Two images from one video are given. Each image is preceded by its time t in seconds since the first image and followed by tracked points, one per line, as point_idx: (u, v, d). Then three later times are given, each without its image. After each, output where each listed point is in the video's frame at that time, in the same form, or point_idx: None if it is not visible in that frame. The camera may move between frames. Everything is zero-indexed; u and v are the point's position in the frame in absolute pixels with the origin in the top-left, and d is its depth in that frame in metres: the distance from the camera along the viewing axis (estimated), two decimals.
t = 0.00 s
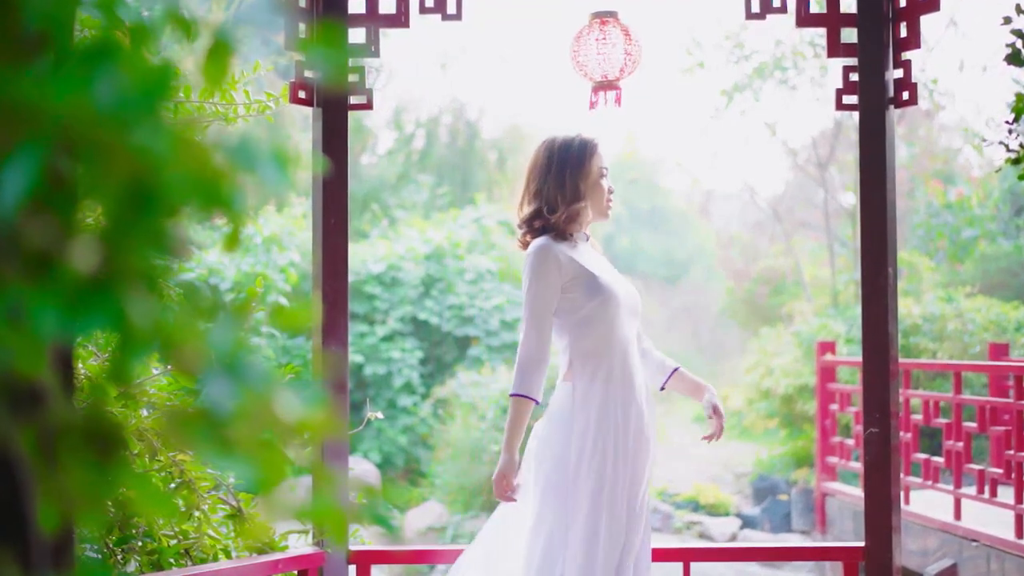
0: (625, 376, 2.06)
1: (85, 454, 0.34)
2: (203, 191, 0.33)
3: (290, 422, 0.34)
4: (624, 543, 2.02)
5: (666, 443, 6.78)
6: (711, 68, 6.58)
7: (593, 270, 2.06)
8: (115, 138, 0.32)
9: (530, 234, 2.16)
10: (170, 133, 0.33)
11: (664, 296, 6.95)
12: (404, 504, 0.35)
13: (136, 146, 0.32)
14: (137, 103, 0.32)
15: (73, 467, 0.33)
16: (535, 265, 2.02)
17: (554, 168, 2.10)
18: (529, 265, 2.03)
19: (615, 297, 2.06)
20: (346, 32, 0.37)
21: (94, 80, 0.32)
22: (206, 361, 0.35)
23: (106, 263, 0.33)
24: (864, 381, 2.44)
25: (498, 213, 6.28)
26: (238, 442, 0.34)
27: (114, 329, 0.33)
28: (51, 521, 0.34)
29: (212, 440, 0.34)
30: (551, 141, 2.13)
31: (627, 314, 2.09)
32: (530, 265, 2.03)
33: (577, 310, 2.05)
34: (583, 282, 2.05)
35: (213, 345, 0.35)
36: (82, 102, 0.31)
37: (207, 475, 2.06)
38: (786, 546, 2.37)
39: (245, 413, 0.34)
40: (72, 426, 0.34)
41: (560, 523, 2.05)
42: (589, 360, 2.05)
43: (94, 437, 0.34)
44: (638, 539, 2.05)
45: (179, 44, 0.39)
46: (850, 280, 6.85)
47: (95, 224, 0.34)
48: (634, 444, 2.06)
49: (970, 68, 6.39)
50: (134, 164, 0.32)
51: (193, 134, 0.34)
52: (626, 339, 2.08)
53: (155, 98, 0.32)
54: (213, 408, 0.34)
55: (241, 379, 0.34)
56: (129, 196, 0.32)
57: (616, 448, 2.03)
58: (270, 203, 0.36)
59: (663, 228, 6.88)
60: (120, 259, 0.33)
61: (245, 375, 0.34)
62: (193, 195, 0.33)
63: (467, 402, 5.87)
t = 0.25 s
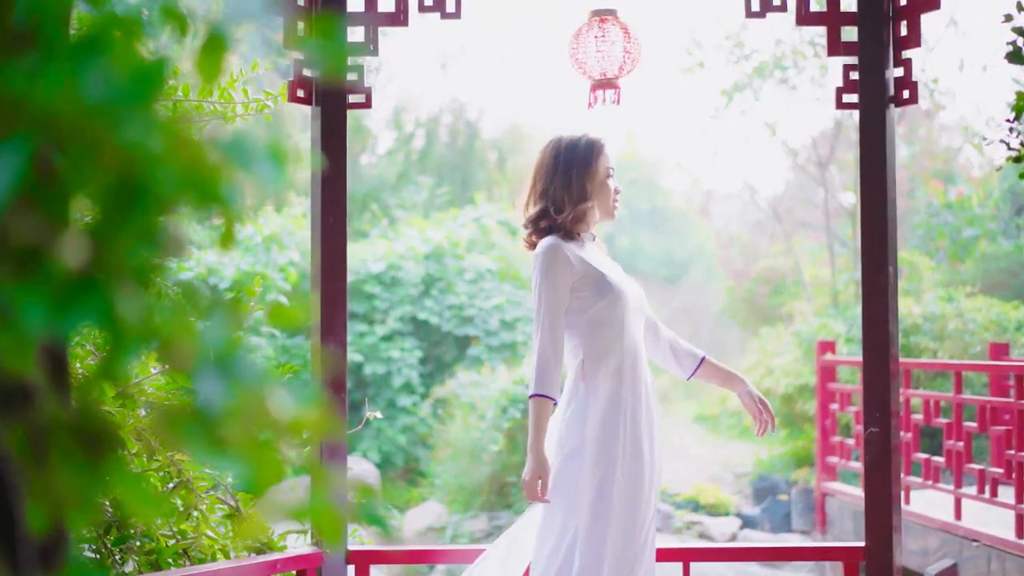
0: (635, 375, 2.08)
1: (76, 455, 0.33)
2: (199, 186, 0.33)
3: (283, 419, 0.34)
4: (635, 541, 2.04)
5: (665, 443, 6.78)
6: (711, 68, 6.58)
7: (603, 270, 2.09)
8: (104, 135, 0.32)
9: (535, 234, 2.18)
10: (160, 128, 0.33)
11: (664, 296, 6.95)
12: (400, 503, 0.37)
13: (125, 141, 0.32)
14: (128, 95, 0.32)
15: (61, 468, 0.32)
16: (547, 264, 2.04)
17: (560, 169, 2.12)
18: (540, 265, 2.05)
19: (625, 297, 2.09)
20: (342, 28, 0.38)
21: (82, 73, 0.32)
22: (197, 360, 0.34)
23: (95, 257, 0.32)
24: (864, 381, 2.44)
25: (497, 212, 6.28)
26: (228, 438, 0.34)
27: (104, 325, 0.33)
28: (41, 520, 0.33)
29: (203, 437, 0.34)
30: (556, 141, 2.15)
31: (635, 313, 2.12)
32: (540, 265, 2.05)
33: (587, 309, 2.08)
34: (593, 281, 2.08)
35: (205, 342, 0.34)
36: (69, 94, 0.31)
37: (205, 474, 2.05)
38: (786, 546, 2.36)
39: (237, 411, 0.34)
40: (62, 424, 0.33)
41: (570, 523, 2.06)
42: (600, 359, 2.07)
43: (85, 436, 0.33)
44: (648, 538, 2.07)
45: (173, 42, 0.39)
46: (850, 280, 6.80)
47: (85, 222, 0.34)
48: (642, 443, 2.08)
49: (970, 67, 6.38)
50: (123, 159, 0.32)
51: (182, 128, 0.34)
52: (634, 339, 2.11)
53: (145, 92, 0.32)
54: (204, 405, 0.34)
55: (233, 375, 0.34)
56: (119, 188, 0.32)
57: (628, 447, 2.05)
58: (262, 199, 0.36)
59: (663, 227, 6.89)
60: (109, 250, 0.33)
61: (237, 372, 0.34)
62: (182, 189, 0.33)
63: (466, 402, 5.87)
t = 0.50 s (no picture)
0: (641, 376, 2.08)
1: (67, 454, 0.33)
2: (193, 181, 0.33)
3: (278, 420, 0.34)
4: (639, 540, 2.05)
5: (665, 443, 6.77)
6: (711, 67, 6.58)
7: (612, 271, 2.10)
8: (96, 131, 0.32)
9: (541, 234, 2.18)
10: (151, 121, 0.33)
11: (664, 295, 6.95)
12: (394, 504, 0.38)
13: (113, 138, 0.32)
14: (120, 87, 0.32)
15: (52, 471, 0.32)
16: (554, 264, 2.04)
17: (567, 169, 2.12)
18: (548, 265, 2.05)
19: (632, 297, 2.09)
20: (338, 25, 0.38)
21: (75, 62, 0.32)
22: (189, 357, 0.34)
23: (85, 253, 0.32)
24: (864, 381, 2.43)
25: (497, 212, 6.27)
26: (220, 435, 0.34)
27: (96, 323, 0.33)
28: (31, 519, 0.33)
29: (197, 435, 0.34)
30: (563, 140, 2.14)
31: (641, 313, 2.12)
32: (549, 265, 2.05)
33: (594, 310, 2.08)
34: (600, 281, 2.08)
35: (198, 340, 0.35)
36: (59, 86, 0.32)
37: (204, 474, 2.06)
38: (786, 546, 2.36)
39: (231, 409, 0.34)
40: (52, 424, 0.33)
41: (575, 524, 2.06)
42: (607, 359, 2.07)
43: (74, 435, 0.33)
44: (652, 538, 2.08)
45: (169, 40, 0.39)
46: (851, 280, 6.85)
47: (77, 217, 0.34)
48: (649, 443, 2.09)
49: (970, 67, 6.38)
50: (111, 154, 0.32)
51: (174, 122, 0.34)
52: (642, 339, 2.11)
53: (135, 88, 0.32)
54: (197, 404, 0.34)
55: (227, 373, 0.34)
56: (108, 185, 0.32)
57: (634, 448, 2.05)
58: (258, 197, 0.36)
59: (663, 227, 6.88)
60: (100, 248, 0.33)
61: (230, 370, 0.34)
62: (172, 181, 0.33)
63: (466, 402, 5.87)
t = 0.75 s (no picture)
0: (646, 375, 2.09)
1: (53, 446, 0.33)
2: (186, 181, 0.34)
3: (273, 420, 0.34)
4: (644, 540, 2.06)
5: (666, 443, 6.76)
6: (711, 67, 6.59)
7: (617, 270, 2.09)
8: (90, 130, 0.33)
9: (545, 233, 2.18)
10: (140, 119, 0.34)
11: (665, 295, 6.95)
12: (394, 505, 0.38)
13: (107, 133, 0.33)
14: (105, 81, 0.33)
15: (41, 466, 0.33)
16: (560, 263, 2.04)
17: (573, 168, 2.11)
18: (555, 265, 2.04)
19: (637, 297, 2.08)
20: (335, 21, 0.38)
21: (62, 56, 0.33)
22: (184, 356, 0.34)
23: (74, 253, 0.33)
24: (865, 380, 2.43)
25: (497, 212, 6.27)
26: (213, 437, 0.34)
27: (86, 321, 0.33)
28: (21, 517, 0.33)
29: (188, 435, 0.34)
30: (570, 139, 2.14)
31: (646, 312, 2.13)
32: (556, 265, 2.04)
33: (600, 309, 2.08)
34: (606, 280, 2.08)
35: (192, 339, 0.35)
36: (51, 89, 0.33)
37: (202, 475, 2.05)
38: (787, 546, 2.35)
39: (223, 410, 0.34)
40: (41, 424, 0.34)
41: (581, 524, 2.05)
42: (613, 359, 2.06)
43: (64, 434, 0.34)
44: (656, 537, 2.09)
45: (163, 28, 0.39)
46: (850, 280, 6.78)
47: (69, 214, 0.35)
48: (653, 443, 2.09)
49: (970, 66, 6.38)
50: (101, 152, 0.33)
51: (163, 124, 0.35)
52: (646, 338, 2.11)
53: (124, 86, 0.33)
54: (191, 402, 0.34)
55: (220, 372, 0.34)
56: (98, 182, 0.33)
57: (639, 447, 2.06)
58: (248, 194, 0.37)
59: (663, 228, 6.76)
60: (92, 247, 0.33)
61: (226, 371, 0.34)
62: (164, 180, 0.34)
63: (466, 402, 5.87)
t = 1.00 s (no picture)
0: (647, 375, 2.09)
1: (42, 447, 0.31)
2: (179, 179, 0.33)
3: (269, 421, 0.33)
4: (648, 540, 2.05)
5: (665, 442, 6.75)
6: (711, 67, 6.59)
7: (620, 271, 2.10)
8: (81, 127, 0.32)
9: (549, 231, 2.18)
10: (130, 115, 0.33)
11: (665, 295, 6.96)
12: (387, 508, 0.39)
13: (100, 131, 0.32)
14: (98, 77, 0.32)
15: (31, 469, 0.31)
16: (564, 262, 2.04)
17: (578, 167, 2.11)
18: (559, 264, 2.04)
19: (640, 297, 2.09)
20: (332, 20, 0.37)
21: (51, 52, 0.32)
22: (176, 355, 0.34)
23: (64, 249, 0.32)
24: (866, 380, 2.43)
25: (497, 212, 6.27)
26: (207, 439, 0.34)
27: (77, 319, 0.32)
28: (6, 532, 0.31)
29: (180, 436, 0.33)
30: (575, 137, 2.14)
31: (648, 312, 2.13)
32: (560, 264, 2.04)
33: (604, 309, 2.08)
34: (610, 280, 2.08)
35: (186, 340, 0.34)
36: (43, 85, 0.31)
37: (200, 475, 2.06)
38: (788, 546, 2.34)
39: (215, 410, 0.33)
40: (35, 420, 0.31)
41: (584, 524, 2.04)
42: (615, 359, 2.07)
43: (55, 434, 0.31)
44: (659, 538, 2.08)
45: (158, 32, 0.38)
46: (851, 279, 6.87)
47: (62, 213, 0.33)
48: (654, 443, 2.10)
49: (971, 66, 6.37)
50: (91, 148, 0.32)
51: (156, 122, 0.34)
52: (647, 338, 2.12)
53: (116, 80, 0.32)
54: (184, 404, 0.33)
55: (214, 374, 0.33)
56: (88, 177, 0.32)
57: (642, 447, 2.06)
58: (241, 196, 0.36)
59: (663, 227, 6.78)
60: (80, 244, 0.32)
61: (218, 371, 0.33)
62: (156, 179, 0.32)
63: (466, 402, 5.87)
